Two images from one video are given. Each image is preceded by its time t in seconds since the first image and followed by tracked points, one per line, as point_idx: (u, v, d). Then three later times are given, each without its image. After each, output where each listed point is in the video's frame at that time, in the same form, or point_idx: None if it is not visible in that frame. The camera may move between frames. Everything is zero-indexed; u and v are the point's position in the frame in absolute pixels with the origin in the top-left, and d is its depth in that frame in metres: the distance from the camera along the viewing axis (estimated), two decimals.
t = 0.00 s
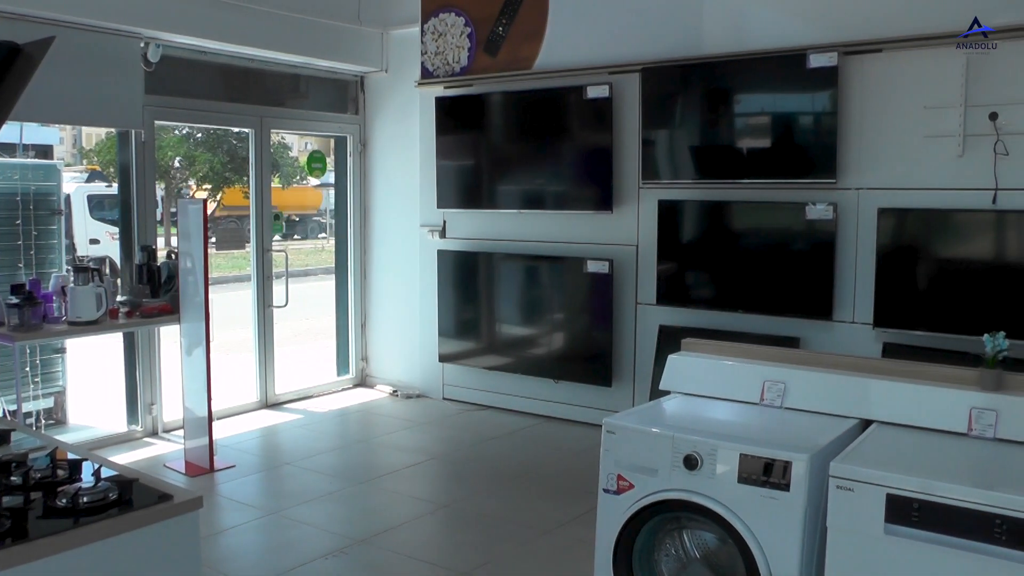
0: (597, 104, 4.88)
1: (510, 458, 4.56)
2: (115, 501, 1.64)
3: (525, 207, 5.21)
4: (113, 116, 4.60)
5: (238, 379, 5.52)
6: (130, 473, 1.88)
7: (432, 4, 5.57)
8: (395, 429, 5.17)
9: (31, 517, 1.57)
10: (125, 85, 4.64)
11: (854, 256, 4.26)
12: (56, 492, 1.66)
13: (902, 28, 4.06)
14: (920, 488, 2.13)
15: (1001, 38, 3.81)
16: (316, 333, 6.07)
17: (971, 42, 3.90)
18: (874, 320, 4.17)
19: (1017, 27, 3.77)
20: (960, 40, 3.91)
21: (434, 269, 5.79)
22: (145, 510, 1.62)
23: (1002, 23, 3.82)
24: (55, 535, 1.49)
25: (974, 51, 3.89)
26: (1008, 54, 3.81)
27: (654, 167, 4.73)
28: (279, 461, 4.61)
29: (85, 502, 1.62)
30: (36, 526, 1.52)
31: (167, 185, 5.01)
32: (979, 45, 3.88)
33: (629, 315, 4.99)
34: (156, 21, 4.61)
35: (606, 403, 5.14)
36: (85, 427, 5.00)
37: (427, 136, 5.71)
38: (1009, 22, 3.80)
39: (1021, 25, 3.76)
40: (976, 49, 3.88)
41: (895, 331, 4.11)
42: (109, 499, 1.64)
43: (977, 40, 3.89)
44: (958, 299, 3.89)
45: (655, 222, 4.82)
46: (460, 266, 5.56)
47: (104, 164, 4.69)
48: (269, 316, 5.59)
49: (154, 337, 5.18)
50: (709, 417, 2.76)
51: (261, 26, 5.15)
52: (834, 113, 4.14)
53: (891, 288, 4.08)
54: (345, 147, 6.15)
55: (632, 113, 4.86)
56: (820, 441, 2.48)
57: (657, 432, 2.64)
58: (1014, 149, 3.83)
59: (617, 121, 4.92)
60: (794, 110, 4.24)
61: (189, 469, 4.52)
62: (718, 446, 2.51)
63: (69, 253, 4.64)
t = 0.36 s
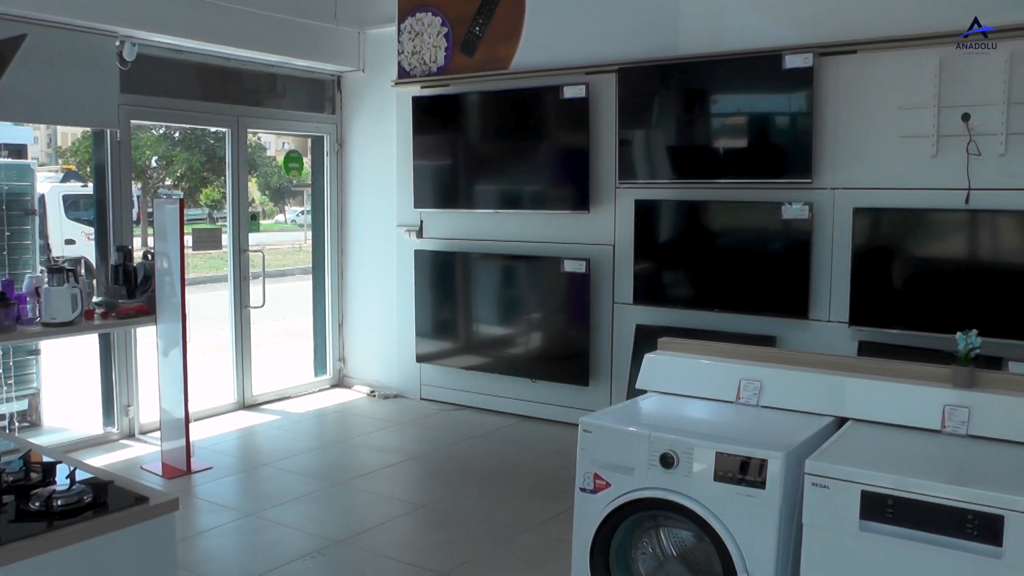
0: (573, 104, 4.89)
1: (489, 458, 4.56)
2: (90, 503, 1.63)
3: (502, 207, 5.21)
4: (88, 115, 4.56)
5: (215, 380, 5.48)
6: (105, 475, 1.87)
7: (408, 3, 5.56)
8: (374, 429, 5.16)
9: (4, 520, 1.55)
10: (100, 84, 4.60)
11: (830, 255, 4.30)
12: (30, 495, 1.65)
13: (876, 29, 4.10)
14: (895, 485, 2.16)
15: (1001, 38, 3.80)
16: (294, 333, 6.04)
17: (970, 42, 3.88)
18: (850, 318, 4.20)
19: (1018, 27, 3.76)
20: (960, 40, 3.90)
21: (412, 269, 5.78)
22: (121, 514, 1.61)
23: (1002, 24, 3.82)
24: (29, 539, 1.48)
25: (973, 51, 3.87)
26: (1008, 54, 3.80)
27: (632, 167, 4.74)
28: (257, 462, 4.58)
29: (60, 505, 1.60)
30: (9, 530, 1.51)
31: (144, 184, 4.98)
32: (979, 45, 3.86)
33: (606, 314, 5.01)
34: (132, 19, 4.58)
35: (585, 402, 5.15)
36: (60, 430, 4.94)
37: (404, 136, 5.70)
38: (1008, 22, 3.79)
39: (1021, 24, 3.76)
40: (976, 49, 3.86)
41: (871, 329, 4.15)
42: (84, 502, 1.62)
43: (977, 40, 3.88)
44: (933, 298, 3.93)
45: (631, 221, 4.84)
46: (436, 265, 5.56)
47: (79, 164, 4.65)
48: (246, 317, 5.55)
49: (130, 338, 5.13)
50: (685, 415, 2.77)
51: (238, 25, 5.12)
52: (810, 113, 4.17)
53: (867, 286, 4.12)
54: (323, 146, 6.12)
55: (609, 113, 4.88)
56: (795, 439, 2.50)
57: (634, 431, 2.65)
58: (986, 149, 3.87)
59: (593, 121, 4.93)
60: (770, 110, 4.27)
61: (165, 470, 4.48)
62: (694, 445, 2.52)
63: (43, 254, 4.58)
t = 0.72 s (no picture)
0: (552, 104, 4.90)
1: (470, 458, 4.56)
2: (66, 507, 1.62)
3: (482, 207, 5.20)
4: (65, 114, 4.51)
5: (195, 381, 5.44)
6: (83, 478, 1.86)
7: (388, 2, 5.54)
8: (354, 430, 5.14)
9: None
10: (77, 83, 4.55)
11: (809, 254, 4.33)
12: (6, 498, 1.63)
13: (854, 30, 4.13)
14: (873, 482, 2.18)
15: (1001, 38, 3.79)
16: (274, 334, 6.01)
17: (970, 42, 3.87)
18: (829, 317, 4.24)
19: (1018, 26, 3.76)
20: (960, 40, 3.89)
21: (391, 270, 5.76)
22: (98, 517, 1.60)
23: (1002, 24, 3.80)
24: (7, 543, 1.47)
25: (973, 51, 3.86)
26: (1008, 54, 3.79)
27: (611, 167, 4.75)
28: (236, 464, 4.56)
29: (36, 508, 1.58)
30: None
31: (123, 184, 4.94)
32: (979, 45, 3.85)
33: (586, 314, 5.02)
34: (108, 17, 4.53)
35: (565, 402, 5.16)
36: (37, 432, 4.89)
37: (384, 135, 5.69)
38: (1008, 22, 3.78)
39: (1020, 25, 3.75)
40: (976, 48, 3.85)
41: (850, 328, 4.18)
42: (60, 505, 1.61)
43: (977, 40, 3.86)
44: (911, 297, 3.97)
45: (610, 221, 4.85)
46: (416, 265, 5.55)
47: (56, 163, 4.60)
48: (225, 318, 5.52)
49: (108, 339, 5.09)
50: (665, 414, 2.78)
51: (216, 24, 5.09)
52: (789, 114, 4.20)
53: (845, 286, 4.15)
54: (302, 146, 6.09)
55: (588, 113, 4.89)
56: (774, 437, 2.51)
57: (613, 431, 2.65)
58: (963, 150, 3.92)
59: (573, 121, 4.94)
60: (750, 111, 4.30)
61: (144, 472, 4.44)
62: (674, 443, 2.53)
63: (20, 254, 4.52)
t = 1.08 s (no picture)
0: (527, 104, 4.91)
1: (447, 458, 4.55)
2: (37, 510, 1.61)
3: (457, 207, 5.19)
4: (37, 113, 4.46)
5: (170, 383, 5.39)
6: (55, 482, 1.84)
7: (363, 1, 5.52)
8: (330, 431, 5.12)
9: None
10: (50, 81, 4.50)
11: (783, 254, 4.37)
12: None
13: (827, 32, 4.17)
14: (846, 479, 2.19)
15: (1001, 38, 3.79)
16: (249, 335, 5.96)
17: (970, 41, 3.86)
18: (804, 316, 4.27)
19: (1018, 26, 3.75)
20: (960, 40, 3.87)
21: (367, 270, 5.75)
22: (70, 519, 1.59)
23: (1002, 23, 3.80)
24: None
25: (974, 51, 3.85)
26: (1008, 53, 3.79)
27: (587, 167, 4.76)
28: (211, 465, 4.53)
29: (5, 512, 1.57)
30: None
31: (97, 184, 4.89)
32: (979, 46, 3.84)
33: (562, 313, 5.03)
34: (82, 15, 4.49)
35: (542, 402, 5.16)
36: (8, 435, 4.82)
37: (359, 135, 5.67)
38: (1008, 22, 3.78)
39: (1019, 25, 3.75)
40: (976, 49, 3.84)
41: (824, 326, 4.22)
42: (30, 508, 1.60)
43: (976, 40, 3.85)
44: (885, 295, 4.01)
45: (586, 221, 4.87)
46: (392, 265, 5.53)
47: (29, 163, 4.54)
48: (200, 319, 5.47)
49: (82, 341, 5.03)
50: (641, 414, 2.79)
51: (191, 22, 5.05)
52: (764, 114, 4.22)
53: (819, 285, 4.18)
54: (277, 146, 6.05)
55: (563, 113, 4.90)
56: (748, 436, 2.53)
57: (589, 430, 2.66)
58: (935, 150, 3.97)
59: (548, 121, 4.95)
60: (725, 111, 4.32)
61: (118, 475, 4.40)
62: (649, 443, 2.54)
63: None
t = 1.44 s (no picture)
0: (499, 104, 4.91)
1: (421, 458, 4.54)
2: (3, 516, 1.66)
3: (429, 207, 5.18)
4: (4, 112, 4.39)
5: (141, 385, 5.33)
6: (19, 486, 1.87)
7: None
8: (303, 432, 5.09)
9: None
10: (17, 79, 4.43)
11: (754, 253, 4.40)
12: None
13: (796, 33, 4.21)
14: (815, 475, 2.22)
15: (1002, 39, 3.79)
16: (221, 336, 5.91)
17: (970, 41, 3.86)
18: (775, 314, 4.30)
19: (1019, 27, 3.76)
20: (960, 40, 3.87)
21: (339, 270, 5.72)
22: (37, 524, 1.65)
23: (1001, 23, 3.80)
24: None
25: (973, 51, 3.85)
26: (1007, 55, 3.80)
27: (559, 167, 4.77)
28: (183, 468, 4.48)
29: None
30: None
31: (66, 184, 4.83)
32: (979, 46, 3.85)
33: (534, 313, 5.03)
34: (50, 12, 4.42)
35: (516, 402, 5.16)
36: None
37: (331, 134, 5.64)
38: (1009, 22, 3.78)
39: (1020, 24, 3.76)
40: (976, 48, 3.84)
41: (795, 324, 4.25)
42: None
43: (977, 40, 3.86)
44: (855, 293, 4.06)
45: (557, 221, 4.88)
46: (365, 265, 5.51)
47: None
48: (171, 320, 5.42)
49: (51, 343, 4.96)
50: (613, 412, 2.80)
51: (161, 20, 5.00)
52: (735, 115, 4.25)
53: (789, 283, 4.22)
54: (248, 145, 6.00)
55: (535, 113, 4.91)
56: (719, 433, 2.55)
57: (560, 429, 2.67)
58: (904, 149, 4.02)
59: (519, 121, 4.95)
60: (696, 112, 4.35)
61: (89, 479, 4.34)
62: (620, 441, 2.55)
63: None
